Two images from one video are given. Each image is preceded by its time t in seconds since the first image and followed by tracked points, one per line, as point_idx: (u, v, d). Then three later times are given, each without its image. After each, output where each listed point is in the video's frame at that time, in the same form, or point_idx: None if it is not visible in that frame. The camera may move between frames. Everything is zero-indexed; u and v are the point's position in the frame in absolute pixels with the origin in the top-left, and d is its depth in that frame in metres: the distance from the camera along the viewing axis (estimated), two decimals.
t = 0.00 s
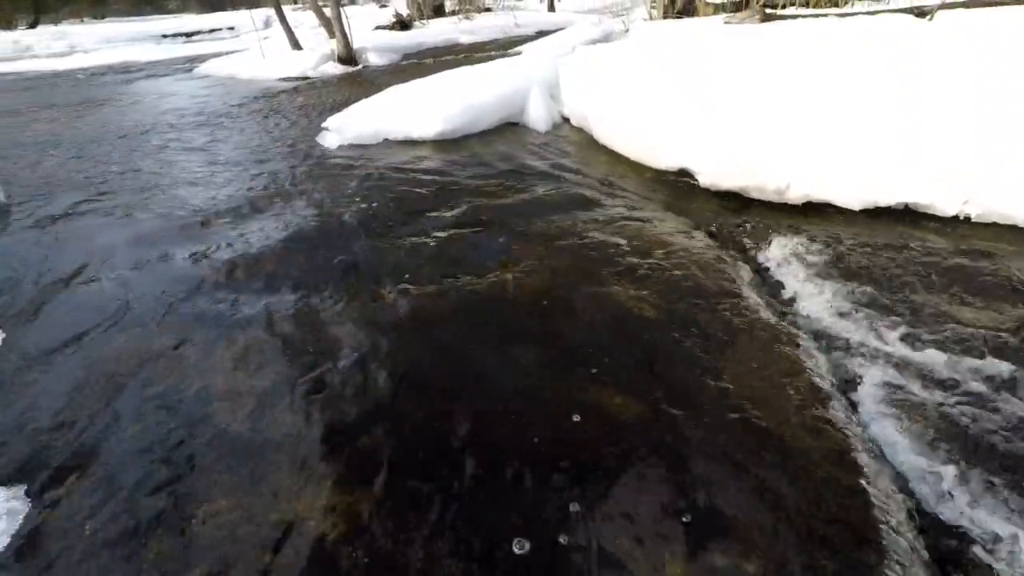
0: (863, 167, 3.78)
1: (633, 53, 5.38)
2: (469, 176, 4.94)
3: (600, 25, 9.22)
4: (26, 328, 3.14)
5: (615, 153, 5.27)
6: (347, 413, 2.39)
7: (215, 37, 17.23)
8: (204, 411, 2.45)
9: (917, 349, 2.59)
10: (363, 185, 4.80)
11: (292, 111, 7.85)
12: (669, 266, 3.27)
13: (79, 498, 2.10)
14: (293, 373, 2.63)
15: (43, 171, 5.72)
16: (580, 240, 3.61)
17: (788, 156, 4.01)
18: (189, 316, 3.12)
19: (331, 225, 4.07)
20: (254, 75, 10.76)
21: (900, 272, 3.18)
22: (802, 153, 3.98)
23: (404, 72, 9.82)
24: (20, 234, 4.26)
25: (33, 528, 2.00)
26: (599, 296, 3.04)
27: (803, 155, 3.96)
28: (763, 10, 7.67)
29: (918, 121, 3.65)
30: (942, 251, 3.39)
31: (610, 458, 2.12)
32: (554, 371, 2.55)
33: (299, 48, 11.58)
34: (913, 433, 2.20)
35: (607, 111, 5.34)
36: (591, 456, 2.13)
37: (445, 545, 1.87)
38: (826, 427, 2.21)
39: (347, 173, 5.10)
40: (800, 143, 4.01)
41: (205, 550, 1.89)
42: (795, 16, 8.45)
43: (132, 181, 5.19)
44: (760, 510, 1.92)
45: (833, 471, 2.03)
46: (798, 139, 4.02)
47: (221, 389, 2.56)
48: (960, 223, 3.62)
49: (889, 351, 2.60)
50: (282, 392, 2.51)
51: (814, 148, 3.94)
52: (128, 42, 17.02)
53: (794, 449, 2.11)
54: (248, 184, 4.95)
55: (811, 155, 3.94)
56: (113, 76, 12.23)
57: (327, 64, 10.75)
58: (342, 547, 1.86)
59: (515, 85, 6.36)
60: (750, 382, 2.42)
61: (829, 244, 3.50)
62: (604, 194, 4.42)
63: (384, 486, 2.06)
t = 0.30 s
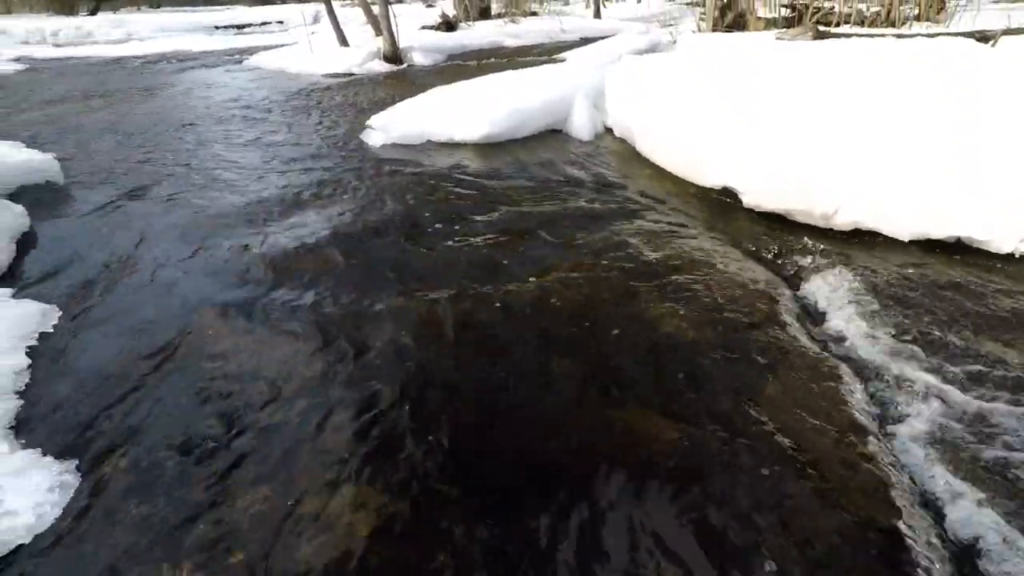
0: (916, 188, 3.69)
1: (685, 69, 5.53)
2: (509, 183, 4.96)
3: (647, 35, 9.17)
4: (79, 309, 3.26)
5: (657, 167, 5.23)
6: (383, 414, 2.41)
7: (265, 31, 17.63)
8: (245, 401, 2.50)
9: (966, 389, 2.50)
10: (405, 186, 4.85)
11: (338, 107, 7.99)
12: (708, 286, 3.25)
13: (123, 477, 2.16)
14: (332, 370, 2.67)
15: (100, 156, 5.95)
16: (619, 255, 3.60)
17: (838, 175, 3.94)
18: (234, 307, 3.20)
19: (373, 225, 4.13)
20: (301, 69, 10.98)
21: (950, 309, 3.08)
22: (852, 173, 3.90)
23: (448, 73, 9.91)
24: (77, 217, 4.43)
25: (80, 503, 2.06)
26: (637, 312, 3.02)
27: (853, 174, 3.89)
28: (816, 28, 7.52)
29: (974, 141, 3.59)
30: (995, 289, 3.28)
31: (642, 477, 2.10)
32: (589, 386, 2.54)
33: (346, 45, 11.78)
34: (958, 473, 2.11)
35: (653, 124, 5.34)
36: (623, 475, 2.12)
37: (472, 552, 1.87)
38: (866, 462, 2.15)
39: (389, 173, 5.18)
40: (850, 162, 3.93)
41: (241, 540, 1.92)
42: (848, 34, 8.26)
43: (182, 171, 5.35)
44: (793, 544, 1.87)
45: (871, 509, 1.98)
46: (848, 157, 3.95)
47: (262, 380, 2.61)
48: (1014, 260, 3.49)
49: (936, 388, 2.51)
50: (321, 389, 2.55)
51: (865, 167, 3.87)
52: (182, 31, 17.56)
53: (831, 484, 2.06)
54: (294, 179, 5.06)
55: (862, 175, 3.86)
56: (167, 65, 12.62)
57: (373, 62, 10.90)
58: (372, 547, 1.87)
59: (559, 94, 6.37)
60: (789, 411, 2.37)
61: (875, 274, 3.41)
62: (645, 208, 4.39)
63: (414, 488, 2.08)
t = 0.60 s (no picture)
0: (981, 206, 3.53)
1: (736, 83, 5.51)
2: (553, 190, 4.96)
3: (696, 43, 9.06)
4: (138, 299, 3.40)
5: (703, 179, 5.17)
6: (427, 419, 2.45)
7: (316, 29, 18.03)
8: (293, 399, 2.56)
9: None
10: (449, 189, 4.91)
11: (385, 108, 8.12)
12: (755, 305, 3.20)
13: (178, 466, 2.25)
14: (378, 372, 2.72)
15: (159, 150, 6.19)
16: (664, 269, 3.58)
17: (894, 191, 3.82)
18: (284, 304, 3.29)
19: (419, 228, 4.20)
20: (350, 68, 11.19)
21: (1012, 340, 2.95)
22: (909, 188, 3.78)
23: (494, 76, 9.96)
24: (138, 209, 4.62)
25: (138, 489, 2.15)
26: (682, 329, 3.00)
27: (910, 190, 3.77)
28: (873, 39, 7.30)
29: None
30: None
31: (685, 498, 2.08)
32: (633, 402, 2.53)
33: (394, 46, 11.95)
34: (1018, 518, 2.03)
35: (701, 136, 5.29)
36: (665, 494, 2.10)
37: (511, 563, 1.88)
38: (919, 498, 2.08)
39: (435, 176, 5.24)
40: (907, 176, 3.81)
41: (288, 535, 1.97)
42: (908, 47, 8.00)
43: (236, 167, 5.53)
44: None
45: (924, 548, 1.91)
46: (905, 171, 3.83)
47: (311, 379, 2.68)
48: None
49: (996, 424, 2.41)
50: (366, 391, 2.60)
51: (922, 182, 3.74)
52: (236, 28, 18.09)
53: (882, 518, 2.00)
54: (342, 178, 5.17)
55: (920, 189, 3.74)
56: (222, 61, 13.03)
57: (420, 63, 11.04)
58: (413, 551, 1.91)
59: (606, 101, 6.35)
60: (839, 439, 2.31)
61: (932, 300, 3.30)
62: (690, 222, 4.34)
63: (455, 495, 2.10)
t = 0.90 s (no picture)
0: None
1: (778, 99, 5.46)
2: (592, 206, 4.98)
3: (737, 57, 8.96)
4: (193, 306, 3.53)
5: (744, 197, 5.11)
6: (471, 433, 2.49)
7: (357, 41, 18.44)
8: (340, 410, 2.63)
9: None
10: (489, 204, 4.97)
11: (425, 120, 8.25)
12: (801, 328, 3.16)
13: (230, 474, 2.32)
14: (420, 387, 2.77)
15: (209, 160, 6.41)
16: (705, 290, 3.56)
17: (943, 208, 3.73)
18: (329, 316, 3.37)
19: (459, 242, 4.25)
20: (390, 80, 11.40)
21: None
22: (963, 208, 3.67)
23: (531, 89, 10.03)
24: (190, 218, 4.79)
25: (193, 495, 2.23)
26: (725, 351, 2.98)
27: (960, 206, 3.67)
28: (923, 54, 7.12)
29: None
30: None
31: (731, 525, 2.07)
32: (677, 424, 2.52)
33: (433, 58, 12.13)
34: None
35: (742, 152, 5.24)
36: (710, 520, 2.09)
37: None
38: (975, 535, 2.03)
39: (474, 190, 5.31)
40: (956, 192, 3.72)
41: (336, 547, 2.02)
42: (960, 61, 7.77)
43: (282, 178, 5.69)
44: None
45: None
46: (954, 188, 3.74)
47: (355, 391, 2.74)
48: None
49: None
50: (410, 404, 2.65)
51: (973, 199, 3.64)
52: (281, 39, 18.63)
53: (936, 554, 1.96)
54: (384, 192, 5.27)
55: (970, 206, 3.63)
56: (267, 71, 13.43)
57: (458, 75, 11.19)
58: (459, 567, 1.94)
59: (646, 117, 6.35)
60: (888, 469, 2.28)
61: (987, 328, 3.21)
62: (731, 241, 4.30)
63: (499, 512, 2.13)
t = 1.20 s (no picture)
0: None
1: (818, 116, 5.39)
2: (628, 226, 4.98)
3: (775, 74, 8.87)
4: (239, 322, 3.64)
5: (783, 218, 5.05)
6: (511, 455, 2.52)
7: (395, 58, 18.84)
8: (381, 429, 2.68)
9: None
10: (525, 223, 5.02)
11: (461, 137, 8.37)
12: (846, 356, 3.11)
13: (276, 491, 2.38)
14: (460, 408, 2.80)
15: (253, 176, 6.62)
16: (746, 315, 3.53)
17: (990, 228, 3.62)
18: (369, 334, 3.44)
19: (496, 262, 4.30)
20: (426, 97, 11.61)
21: None
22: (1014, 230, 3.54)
23: (566, 106, 10.10)
24: (236, 234, 4.95)
25: (241, 510, 2.30)
26: (767, 378, 2.95)
27: (1010, 226, 3.55)
28: (971, 72, 6.94)
29: None
30: None
31: (776, 558, 2.04)
32: (719, 452, 2.50)
33: (469, 75, 12.31)
34: None
35: (782, 173, 5.19)
36: (755, 553, 2.07)
37: None
38: None
39: (509, 210, 5.36)
40: (1008, 213, 3.59)
41: (379, 567, 2.05)
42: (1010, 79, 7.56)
43: (324, 196, 5.85)
44: None
45: None
46: (1006, 208, 3.61)
47: (396, 411, 2.79)
48: None
49: None
50: (450, 425, 2.69)
51: None
52: (321, 56, 19.15)
53: None
54: (422, 210, 5.37)
55: None
56: (308, 88, 13.81)
57: (494, 92, 11.33)
58: None
59: (682, 137, 6.34)
60: (940, 505, 2.22)
61: None
62: (771, 264, 4.26)
63: (541, 537, 2.15)
